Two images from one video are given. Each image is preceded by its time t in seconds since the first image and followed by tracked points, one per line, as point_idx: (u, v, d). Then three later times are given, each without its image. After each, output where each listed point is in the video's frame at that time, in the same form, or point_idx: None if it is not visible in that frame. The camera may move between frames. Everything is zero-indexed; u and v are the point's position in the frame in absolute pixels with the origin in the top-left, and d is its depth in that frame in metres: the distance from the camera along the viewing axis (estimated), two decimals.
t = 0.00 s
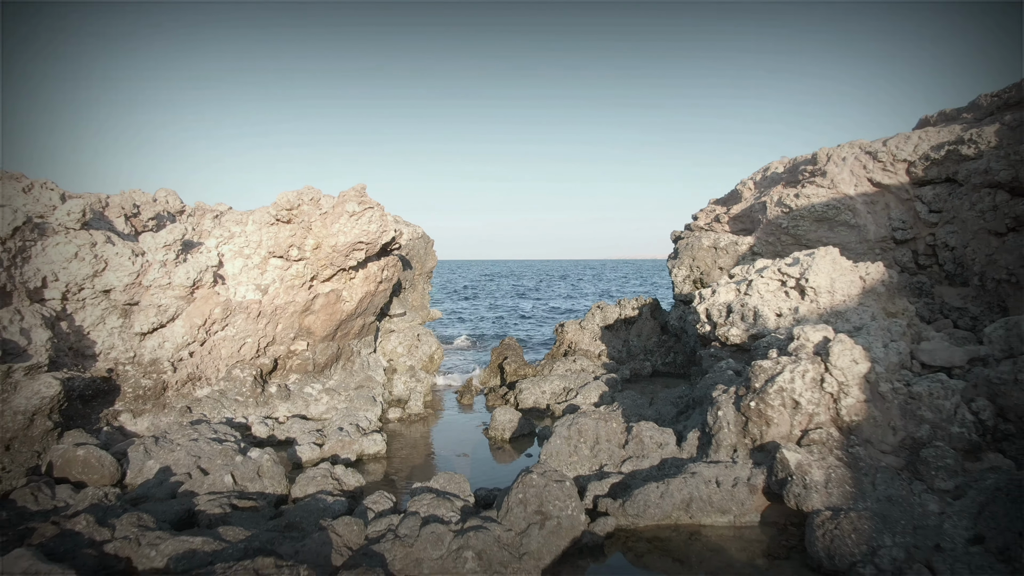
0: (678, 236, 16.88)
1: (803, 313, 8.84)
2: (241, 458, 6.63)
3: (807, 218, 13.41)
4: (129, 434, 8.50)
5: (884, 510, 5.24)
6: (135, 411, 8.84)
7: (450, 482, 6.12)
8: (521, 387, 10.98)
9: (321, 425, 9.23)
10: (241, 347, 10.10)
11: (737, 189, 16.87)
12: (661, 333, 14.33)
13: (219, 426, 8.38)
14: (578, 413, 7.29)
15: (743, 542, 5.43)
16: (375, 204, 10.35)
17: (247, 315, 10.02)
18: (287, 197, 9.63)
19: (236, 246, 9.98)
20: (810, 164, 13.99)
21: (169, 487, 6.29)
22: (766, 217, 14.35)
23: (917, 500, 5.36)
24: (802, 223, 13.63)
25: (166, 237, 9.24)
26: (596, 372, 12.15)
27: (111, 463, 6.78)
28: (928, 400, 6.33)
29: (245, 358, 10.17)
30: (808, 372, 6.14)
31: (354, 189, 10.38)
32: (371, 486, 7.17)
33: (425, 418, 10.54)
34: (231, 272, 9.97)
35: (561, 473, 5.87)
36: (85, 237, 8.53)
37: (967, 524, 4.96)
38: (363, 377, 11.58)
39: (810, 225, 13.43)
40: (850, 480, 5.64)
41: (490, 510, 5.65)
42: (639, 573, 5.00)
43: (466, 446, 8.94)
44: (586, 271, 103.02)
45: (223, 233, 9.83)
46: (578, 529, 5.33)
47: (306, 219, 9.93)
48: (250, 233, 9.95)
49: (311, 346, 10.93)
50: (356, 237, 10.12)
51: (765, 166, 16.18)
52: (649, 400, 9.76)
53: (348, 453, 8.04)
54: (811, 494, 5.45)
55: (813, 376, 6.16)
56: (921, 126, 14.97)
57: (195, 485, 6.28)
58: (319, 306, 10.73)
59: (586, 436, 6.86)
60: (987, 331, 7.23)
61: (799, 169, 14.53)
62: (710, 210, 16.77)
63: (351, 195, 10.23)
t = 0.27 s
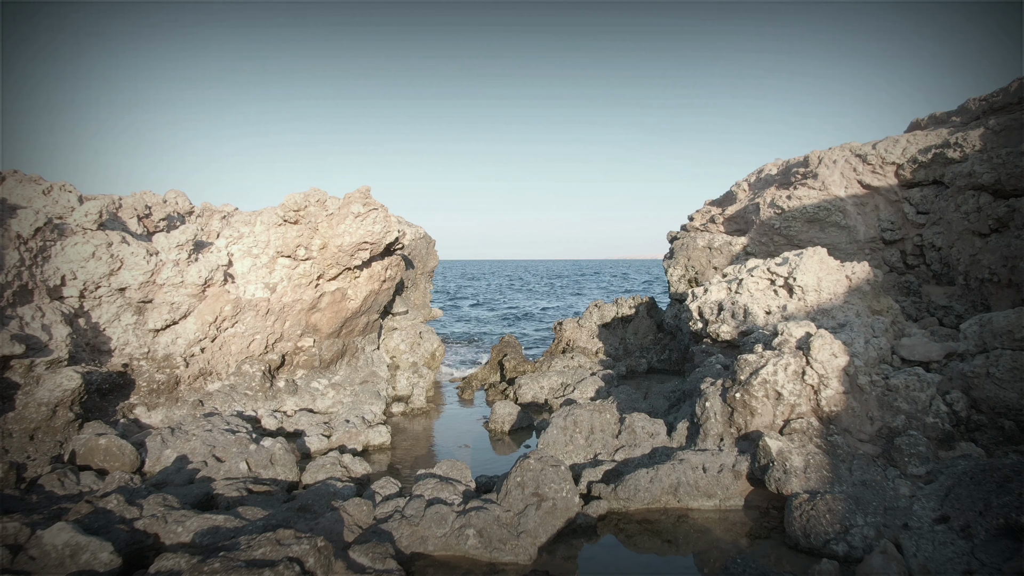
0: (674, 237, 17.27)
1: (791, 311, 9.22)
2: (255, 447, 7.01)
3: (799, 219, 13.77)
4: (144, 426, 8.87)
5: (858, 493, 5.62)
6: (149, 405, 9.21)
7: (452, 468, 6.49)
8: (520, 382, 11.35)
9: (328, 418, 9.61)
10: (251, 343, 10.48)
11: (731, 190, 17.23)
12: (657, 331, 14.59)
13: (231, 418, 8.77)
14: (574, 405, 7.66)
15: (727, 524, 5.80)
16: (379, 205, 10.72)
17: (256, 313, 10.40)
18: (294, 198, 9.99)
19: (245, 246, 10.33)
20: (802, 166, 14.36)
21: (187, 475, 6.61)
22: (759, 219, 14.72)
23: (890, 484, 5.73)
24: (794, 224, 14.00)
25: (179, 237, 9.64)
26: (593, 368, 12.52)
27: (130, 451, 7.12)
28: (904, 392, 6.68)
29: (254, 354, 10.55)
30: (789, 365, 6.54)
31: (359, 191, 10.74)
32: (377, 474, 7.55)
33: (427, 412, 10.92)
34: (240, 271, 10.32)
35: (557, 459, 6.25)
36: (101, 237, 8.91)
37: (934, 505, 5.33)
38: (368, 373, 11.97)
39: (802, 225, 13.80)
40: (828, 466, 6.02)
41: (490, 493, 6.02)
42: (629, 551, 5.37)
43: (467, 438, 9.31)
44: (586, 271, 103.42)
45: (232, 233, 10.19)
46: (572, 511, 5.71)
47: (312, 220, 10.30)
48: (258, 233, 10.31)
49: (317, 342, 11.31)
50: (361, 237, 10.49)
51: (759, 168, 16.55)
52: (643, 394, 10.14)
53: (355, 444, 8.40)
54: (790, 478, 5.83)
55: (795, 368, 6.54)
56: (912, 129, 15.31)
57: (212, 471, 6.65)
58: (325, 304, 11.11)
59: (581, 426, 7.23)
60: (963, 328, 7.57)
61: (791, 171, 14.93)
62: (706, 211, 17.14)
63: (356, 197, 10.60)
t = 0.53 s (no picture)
0: (672, 238, 17.65)
1: (783, 308, 9.58)
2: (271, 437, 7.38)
3: (793, 220, 14.13)
4: (160, 419, 9.23)
5: (841, 478, 5.97)
6: (165, 398, 9.57)
7: (458, 457, 6.85)
8: (521, 378, 11.70)
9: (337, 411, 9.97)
10: (261, 340, 10.84)
11: (728, 192, 17.60)
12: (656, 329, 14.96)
13: (244, 411, 9.13)
14: (574, 398, 8.02)
15: (718, 508, 6.15)
16: (385, 206, 11.07)
17: (266, 310, 10.76)
18: (303, 199, 10.34)
19: (255, 245, 10.67)
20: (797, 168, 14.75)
21: (207, 462, 6.85)
22: (755, 219, 15.09)
23: (872, 471, 6.09)
24: (788, 224, 14.35)
25: (192, 237, 10.00)
26: (593, 364, 12.89)
27: (150, 441, 7.46)
28: (888, 384, 7.02)
29: (265, 350, 10.91)
30: (778, 359, 6.91)
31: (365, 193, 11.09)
32: (386, 463, 7.90)
33: (432, 407, 11.27)
34: (251, 270, 10.66)
35: (558, 447, 6.62)
36: (119, 237, 9.27)
37: (911, 490, 5.69)
38: (374, 369, 12.35)
39: (796, 226, 14.16)
40: (814, 454, 6.37)
41: (495, 479, 6.38)
42: (625, 533, 5.72)
43: (471, 431, 9.68)
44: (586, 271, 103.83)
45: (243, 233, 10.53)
46: (572, 495, 6.07)
47: (321, 221, 10.65)
48: (268, 233, 10.66)
49: (325, 339, 11.69)
50: (367, 237, 10.84)
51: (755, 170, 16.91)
52: (641, 388, 10.50)
53: (364, 435, 8.83)
54: (777, 465, 6.20)
55: (783, 362, 6.91)
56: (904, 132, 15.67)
57: (230, 459, 7.00)
58: (332, 302, 11.48)
59: (581, 417, 7.59)
60: (945, 325, 7.93)
61: (786, 173, 15.33)
62: (703, 212, 17.49)
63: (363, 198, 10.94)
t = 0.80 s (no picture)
0: (670, 238, 18.01)
1: (775, 306, 9.94)
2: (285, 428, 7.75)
3: (788, 221, 14.49)
4: (175, 412, 9.58)
5: (827, 466, 6.31)
6: (180, 393, 9.93)
7: (464, 446, 7.20)
8: (523, 374, 12.04)
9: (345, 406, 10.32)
10: (271, 337, 11.20)
11: (725, 193, 17.95)
12: (654, 328, 15.27)
13: (257, 405, 9.49)
14: (574, 392, 8.37)
15: (711, 495, 6.49)
16: (391, 207, 11.41)
17: (276, 308, 11.12)
18: (312, 201, 10.68)
19: (265, 245, 11.02)
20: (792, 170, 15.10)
21: (224, 452, 7.20)
22: (751, 220, 15.45)
23: (856, 459, 6.43)
24: (784, 225, 14.71)
25: (205, 237, 10.33)
26: (592, 361, 13.25)
27: (169, 432, 7.79)
28: (873, 378, 7.36)
29: (275, 347, 11.27)
30: (768, 353, 7.27)
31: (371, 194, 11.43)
32: (394, 453, 8.26)
33: (436, 403, 11.61)
34: (261, 269, 11.00)
35: (559, 437, 6.97)
36: (135, 237, 9.58)
37: (892, 476, 6.03)
38: (380, 365, 12.73)
39: (791, 227, 14.52)
40: (801, 444, 6.72)
41: (498, 467, 6.73)
42: (621, 516, 6.08)
43: (474, 424, 10.04)
44: (586, 272, 104.21)
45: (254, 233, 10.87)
46: (572, 482, 6.41)
47: (328, 222, 10.99)
48: (278, 234, 11.00)
49: (332, 337, 12.07)
50: (374, 237, 11.19)
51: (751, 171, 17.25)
52: (639, 384, 10.83)
53: (372, 427, 9.20)
54: (766, 453, 6.54)
55: (773, 357, 7.26)
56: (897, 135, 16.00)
57: (246, 449, 7.36)
58: (340, 300, 11.85)
59: (581, 410, 7.94)
60: (929, 322, 8.27)
61: (781, 175, 15.68)
62: (700, 213, 17.84)
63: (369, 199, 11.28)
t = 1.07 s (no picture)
0: (667, 239, 18.37)
1: (768, 305, 10.30)
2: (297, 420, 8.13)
3: (783, 222, 14.86)
4: (189, 407, 9.96)
5: (812, 455, 6.67)
6: (193, 388, 10.31)
7: (468, 437, 7.57)
8: (523, 371, 12.40)
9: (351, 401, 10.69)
10: (280, 335, 11.56)
11: (722, 194, 18.31)
12: (651, 326, 15.59)
13: (267, 400, 9.87)
14: (573, 387, 8.74)
15: (703, 483, 6.85)
16: (396, 209, 11.75)
17: (285, 307, 11.48)
18: (319, 203, 11.01)
19: (274, 246, 11.36)
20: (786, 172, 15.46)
21: (240, 443, 7.58)
22: (746, 221, 15.81)
23: (841, 449, 6.78)
24: (778, 226, 15.08)
25: (217, 238, 10.67)
26: (591, 358, 13.63)
27: (185, 425, 8.13)
28: (859, 373, 7.70)
29: (283, 344, 11.65)
30: (758, 349, 7.63)
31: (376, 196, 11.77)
32: (400, 445, 8.64)
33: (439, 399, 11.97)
34: (269, 269, 11.34)
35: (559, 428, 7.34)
36: (149, 238, 9.89)
37: (873, 464, 6.38)
38: (384, 363, 13.13)
39: (785, 228, 14.88)
40: (789, 435, 7.08)
41: (501, 456, 7.11)
42: (617, 502, 6.45)
43: (477, 419, 10.42)
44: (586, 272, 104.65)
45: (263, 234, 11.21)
46: (571, 470, 6.78)
47: (335, 223, 11.33)
48: (286, 235, 11.34)
49: (338, 334, 12.47)
50: (379, 238, 11.53)
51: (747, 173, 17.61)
52: (636, 380, 11.20)
53: (379, 421, 9.59)
54: (755, 443, 6.90)
55: (763, 352, 7.62)
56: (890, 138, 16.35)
57: (261, 440, 7.74)
58: (346, 299, 12.22)
59: (579, 403, 8.31)
60: (914, 320, 8.63)
61: (776, 177, 16.05)
62: (698, 214, 18.21)
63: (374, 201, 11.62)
